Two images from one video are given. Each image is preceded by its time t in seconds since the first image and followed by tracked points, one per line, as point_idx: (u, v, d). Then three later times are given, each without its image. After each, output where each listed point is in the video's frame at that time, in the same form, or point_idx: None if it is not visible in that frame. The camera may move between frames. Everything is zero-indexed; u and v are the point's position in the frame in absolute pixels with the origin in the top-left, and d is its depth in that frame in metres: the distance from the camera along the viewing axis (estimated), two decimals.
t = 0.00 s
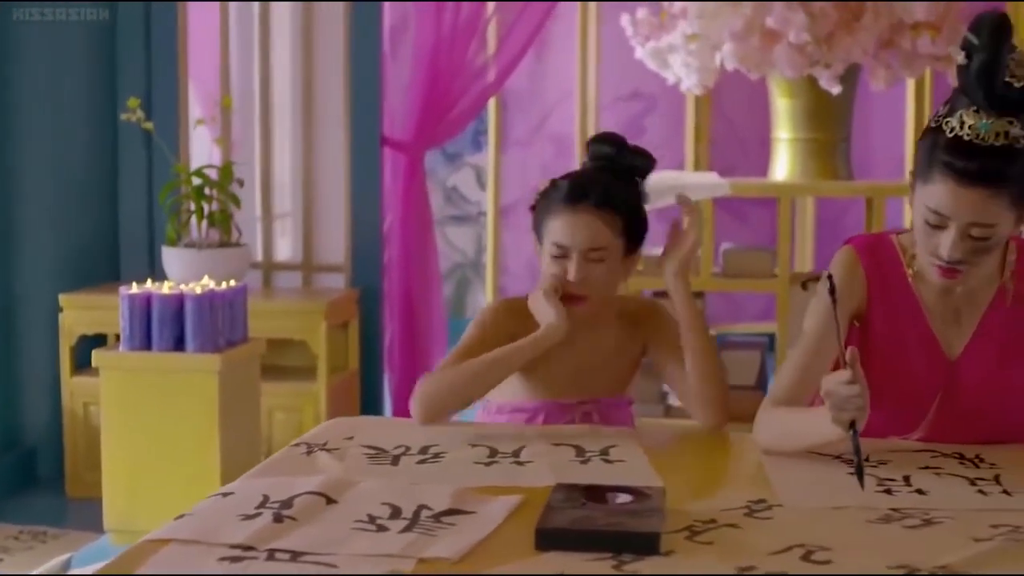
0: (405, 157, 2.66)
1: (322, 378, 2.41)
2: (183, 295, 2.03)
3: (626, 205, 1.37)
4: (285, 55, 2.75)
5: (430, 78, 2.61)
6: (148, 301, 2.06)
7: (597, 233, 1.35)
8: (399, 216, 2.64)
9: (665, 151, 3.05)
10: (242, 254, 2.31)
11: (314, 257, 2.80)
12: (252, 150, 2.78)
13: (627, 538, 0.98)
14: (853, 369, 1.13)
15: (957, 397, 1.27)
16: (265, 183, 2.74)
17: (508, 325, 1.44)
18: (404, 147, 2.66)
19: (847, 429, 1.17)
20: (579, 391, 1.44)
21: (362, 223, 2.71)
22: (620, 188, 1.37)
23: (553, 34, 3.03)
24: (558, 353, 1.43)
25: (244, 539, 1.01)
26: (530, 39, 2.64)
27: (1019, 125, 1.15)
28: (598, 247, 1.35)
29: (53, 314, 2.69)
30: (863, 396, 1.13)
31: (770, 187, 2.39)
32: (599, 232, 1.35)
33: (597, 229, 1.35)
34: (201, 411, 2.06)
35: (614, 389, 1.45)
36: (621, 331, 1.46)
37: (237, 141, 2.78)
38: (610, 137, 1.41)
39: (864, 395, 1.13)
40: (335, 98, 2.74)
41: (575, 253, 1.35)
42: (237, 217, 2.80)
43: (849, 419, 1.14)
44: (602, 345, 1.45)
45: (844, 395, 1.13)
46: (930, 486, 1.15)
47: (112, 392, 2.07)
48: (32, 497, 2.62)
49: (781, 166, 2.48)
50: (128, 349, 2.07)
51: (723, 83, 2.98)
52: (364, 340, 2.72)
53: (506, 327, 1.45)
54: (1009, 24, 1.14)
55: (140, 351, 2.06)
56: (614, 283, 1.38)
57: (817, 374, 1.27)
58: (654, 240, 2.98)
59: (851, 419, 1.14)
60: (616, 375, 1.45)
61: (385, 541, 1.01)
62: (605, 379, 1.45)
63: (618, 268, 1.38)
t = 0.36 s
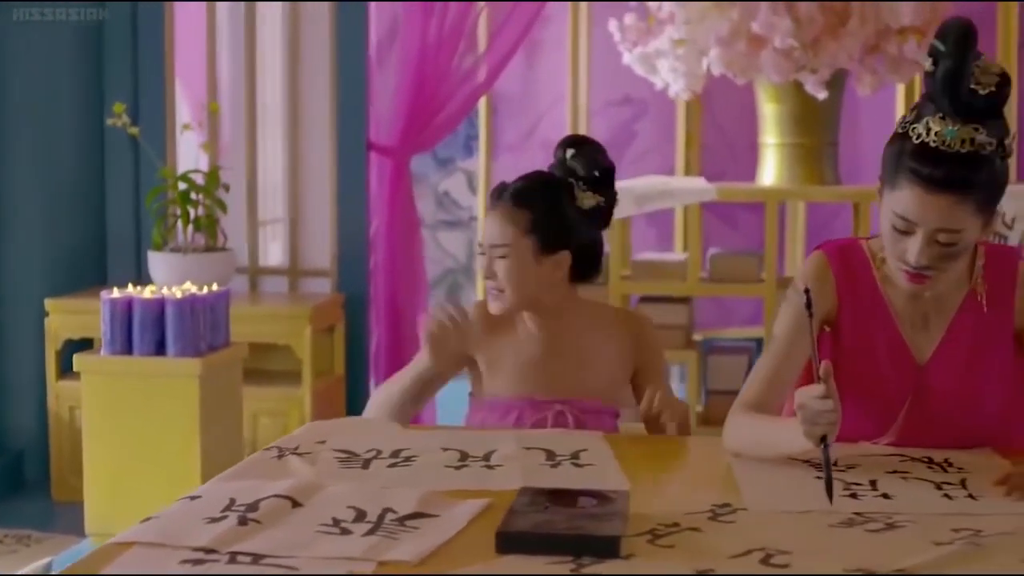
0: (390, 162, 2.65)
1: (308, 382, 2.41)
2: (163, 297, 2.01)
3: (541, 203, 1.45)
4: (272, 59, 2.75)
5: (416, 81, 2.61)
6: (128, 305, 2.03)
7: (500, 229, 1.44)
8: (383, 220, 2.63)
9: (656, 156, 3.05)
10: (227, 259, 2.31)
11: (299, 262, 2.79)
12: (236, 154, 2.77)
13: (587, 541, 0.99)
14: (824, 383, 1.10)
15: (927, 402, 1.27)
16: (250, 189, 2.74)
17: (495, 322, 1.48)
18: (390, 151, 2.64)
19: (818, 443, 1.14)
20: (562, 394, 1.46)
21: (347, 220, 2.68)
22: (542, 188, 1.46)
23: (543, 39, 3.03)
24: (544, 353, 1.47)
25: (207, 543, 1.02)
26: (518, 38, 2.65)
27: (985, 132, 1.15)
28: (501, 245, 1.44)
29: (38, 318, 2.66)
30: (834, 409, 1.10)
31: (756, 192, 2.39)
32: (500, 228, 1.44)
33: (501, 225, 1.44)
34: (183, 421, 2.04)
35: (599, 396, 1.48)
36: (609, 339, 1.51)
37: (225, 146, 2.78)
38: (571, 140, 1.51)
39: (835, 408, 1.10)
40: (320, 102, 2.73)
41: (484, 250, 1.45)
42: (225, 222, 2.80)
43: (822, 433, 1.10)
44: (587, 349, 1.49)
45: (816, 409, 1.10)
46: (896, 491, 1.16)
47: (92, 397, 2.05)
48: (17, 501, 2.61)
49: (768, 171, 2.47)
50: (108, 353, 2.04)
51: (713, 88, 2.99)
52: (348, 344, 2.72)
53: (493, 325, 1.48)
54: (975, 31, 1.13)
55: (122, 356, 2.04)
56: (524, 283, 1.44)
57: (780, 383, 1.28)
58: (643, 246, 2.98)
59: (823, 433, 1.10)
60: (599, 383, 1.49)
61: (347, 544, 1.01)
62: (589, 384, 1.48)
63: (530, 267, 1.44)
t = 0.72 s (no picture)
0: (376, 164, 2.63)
1: (293, 383, 2.41)
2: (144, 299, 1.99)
3: (536, 185, 1.50)
4: (262, 61, 2.75)
5: (403, 85, 2.57)
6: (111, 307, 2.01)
7: (519, 213, 1.48)
8: (369, 222, 2.60)
9: (647, 159, 3.05)
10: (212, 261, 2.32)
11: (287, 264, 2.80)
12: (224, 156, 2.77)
13: (548, 542, 0.99)
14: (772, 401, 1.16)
15: (898, 403, 1.28)
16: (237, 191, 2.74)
17: (453, 323, 1.53)
18: (376, 154, 2.62)
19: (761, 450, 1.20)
20: (521, 380, 1.50)
21: (335, 223, 2.69)
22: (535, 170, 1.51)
23: (535, 43, 3.04)
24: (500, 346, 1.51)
25: (173, 543, 1.02)
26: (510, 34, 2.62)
27: (951, 131, 1.16)
28: (521, 226, 1.48)
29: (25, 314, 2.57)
30: (778, 425, 1.16)
31: (744, 194, 2.40)
32: (516, 212, 1.47)
33: (518, 209, 1.48)
34: (166, 425, 2.01)
35: (559, 381, 1.52)
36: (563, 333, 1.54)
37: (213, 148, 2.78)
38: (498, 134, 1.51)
39: (780, 425, 1.17)
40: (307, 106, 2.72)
41: (499, 236, 1.48)
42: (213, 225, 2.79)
43: (763, 445, 1.17)
44: (546, 338, 1.52)
45: (762, 421, 1.17)
46: (863, 492, 1.16)
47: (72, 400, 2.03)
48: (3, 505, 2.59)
49: (756, 174, 2.48)
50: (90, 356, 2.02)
51: (703, 91, 2.99)
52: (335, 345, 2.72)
53: (450, 327, 1.53)
54: (942, 31, 1.16)
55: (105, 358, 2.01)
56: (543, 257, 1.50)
57: (747, 385, 1.31)
58: (633, 247, 2.99)
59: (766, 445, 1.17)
60: (559, 369, 1.52)
61: (312, 545, 1.02)
62: (550, 370, 1.52)
63: (538, 242, 1.50)
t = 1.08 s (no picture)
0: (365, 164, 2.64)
1: (280, 383, 2.41)
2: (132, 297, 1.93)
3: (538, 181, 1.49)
4: (250, 61, 2.75)
5: (392, 88, 2.58)
6: (97, 308, 1.95)
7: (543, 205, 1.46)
8: (359, 222, 2.61)
9: (638, 161, 3.06)
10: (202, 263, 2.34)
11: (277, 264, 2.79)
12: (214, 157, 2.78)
13: (515, 541, 1.00)
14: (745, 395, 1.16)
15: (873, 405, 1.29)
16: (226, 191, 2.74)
17: (427, 325, 1.54)
18: (367, 154, 2.63)
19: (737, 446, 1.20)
20: (503, 371, 1.53)
21: (322, 222, 2.71)
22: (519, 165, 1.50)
23: (527, 43, 3.05)
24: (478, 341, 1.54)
25: (143, 542, 1.03)
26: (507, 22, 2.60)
27: (925, 131, 1.17)
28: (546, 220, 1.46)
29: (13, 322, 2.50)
30: (753, 419, 1.15)
31: (733, 195, 2.40)
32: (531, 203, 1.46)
33: (541, 202, 1.46)
34: (152, 425, 1.94)
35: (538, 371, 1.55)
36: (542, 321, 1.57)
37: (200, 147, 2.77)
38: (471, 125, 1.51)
39: (754, 419, 1.16)
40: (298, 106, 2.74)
41: (534, 228, 1.45)
42: (201, 225, 2.79)
43: (741, 439, 1.16)
44: (523, 329, 1.55)
45: (736, 417, 1.16)
46: (835, 491, 1.17)
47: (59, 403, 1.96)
48: None
49: (745, 175, 2.49)
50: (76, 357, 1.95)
51: (695, 91, 3.00)
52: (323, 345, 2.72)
53: (424, 330, 1.54)
54: (917, 30, 1.16)
55: (87, 357, 1.95)
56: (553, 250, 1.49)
57: (717, 381, 1.32)
58: (625, 247, 2.99)
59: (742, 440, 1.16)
60: (541, 359, 1.55)
61: (283, 544, 1.02)
62: (530, 359, 1.55)
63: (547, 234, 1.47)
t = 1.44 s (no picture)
0: (355, 164, 2.65)
1: (268, 382, 2.41)
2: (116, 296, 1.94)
3: (479, 191, 1.51)
4: (238, 61, 2.77)
5: (382, 87, 2.59)
6: (83, 307, 1.95)
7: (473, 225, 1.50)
8: (347, 222, 2.64)
9: (631, 161, 3.06)
10: (191, 262, 2.39)
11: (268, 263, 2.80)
12: (205, 158, 2.79)
13: (484, 540, 1.00)
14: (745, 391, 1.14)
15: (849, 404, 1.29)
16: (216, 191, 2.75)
17: (395, 336, 1.57)
18: (356, 154, 2.64)
19: (729, 444, 1.19)
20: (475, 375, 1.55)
21: (310, 222, 2.66)
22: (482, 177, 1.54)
23: (520, 43, 3.05)
24: (449, 347, 1.56)
25: (115, 539, 1.03)
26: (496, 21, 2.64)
27: (889, 111, 1.22)
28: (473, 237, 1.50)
29: None
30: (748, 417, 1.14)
31: (724, 195, 2.40)
32: (456, 215, 1.49)
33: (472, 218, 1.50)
34: (137, 425, 1.95)
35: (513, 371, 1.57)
36: (513, 325, 1.60)
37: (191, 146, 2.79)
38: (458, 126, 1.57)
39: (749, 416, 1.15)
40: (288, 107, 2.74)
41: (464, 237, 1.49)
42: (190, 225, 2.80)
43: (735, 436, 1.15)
44: (495, 335, 1.58)
45: (733, 413, 1.14)
46: (809, 490, 1.16)
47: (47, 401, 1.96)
48: None
49: (736, 174, 2.49)
50: (63, 355, 1.95)
51: (687, 91, 3.00)
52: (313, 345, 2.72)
53: (394, 342, 1.57)
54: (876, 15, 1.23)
55: (73, 355, 1.95)
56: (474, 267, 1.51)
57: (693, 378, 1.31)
58: (617, 246, 2.99)
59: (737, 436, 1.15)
60: (515, 358, 1.58)
61: (254, 542, 1.03)
62: (503, 360, 1.57)
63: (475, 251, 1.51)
